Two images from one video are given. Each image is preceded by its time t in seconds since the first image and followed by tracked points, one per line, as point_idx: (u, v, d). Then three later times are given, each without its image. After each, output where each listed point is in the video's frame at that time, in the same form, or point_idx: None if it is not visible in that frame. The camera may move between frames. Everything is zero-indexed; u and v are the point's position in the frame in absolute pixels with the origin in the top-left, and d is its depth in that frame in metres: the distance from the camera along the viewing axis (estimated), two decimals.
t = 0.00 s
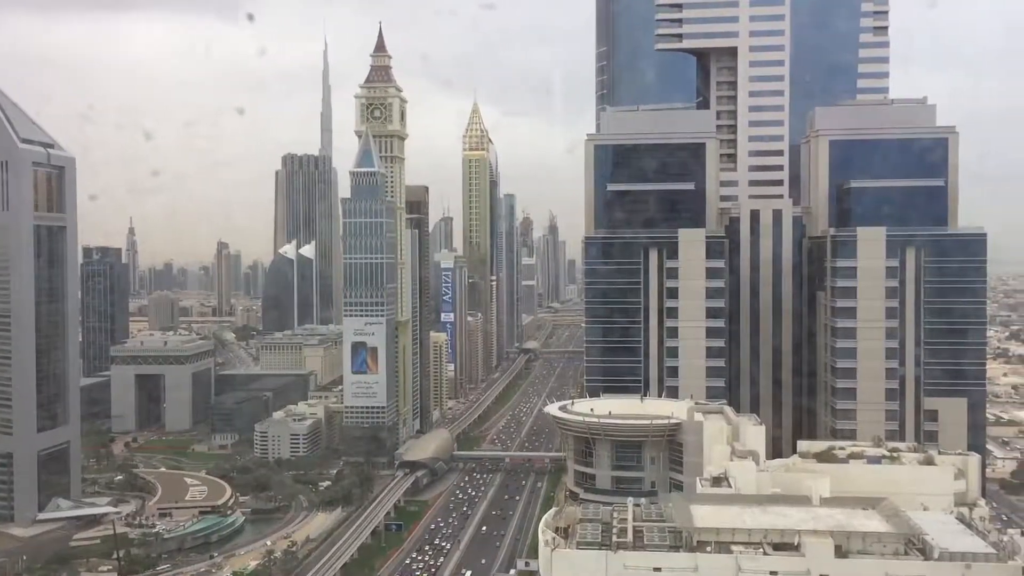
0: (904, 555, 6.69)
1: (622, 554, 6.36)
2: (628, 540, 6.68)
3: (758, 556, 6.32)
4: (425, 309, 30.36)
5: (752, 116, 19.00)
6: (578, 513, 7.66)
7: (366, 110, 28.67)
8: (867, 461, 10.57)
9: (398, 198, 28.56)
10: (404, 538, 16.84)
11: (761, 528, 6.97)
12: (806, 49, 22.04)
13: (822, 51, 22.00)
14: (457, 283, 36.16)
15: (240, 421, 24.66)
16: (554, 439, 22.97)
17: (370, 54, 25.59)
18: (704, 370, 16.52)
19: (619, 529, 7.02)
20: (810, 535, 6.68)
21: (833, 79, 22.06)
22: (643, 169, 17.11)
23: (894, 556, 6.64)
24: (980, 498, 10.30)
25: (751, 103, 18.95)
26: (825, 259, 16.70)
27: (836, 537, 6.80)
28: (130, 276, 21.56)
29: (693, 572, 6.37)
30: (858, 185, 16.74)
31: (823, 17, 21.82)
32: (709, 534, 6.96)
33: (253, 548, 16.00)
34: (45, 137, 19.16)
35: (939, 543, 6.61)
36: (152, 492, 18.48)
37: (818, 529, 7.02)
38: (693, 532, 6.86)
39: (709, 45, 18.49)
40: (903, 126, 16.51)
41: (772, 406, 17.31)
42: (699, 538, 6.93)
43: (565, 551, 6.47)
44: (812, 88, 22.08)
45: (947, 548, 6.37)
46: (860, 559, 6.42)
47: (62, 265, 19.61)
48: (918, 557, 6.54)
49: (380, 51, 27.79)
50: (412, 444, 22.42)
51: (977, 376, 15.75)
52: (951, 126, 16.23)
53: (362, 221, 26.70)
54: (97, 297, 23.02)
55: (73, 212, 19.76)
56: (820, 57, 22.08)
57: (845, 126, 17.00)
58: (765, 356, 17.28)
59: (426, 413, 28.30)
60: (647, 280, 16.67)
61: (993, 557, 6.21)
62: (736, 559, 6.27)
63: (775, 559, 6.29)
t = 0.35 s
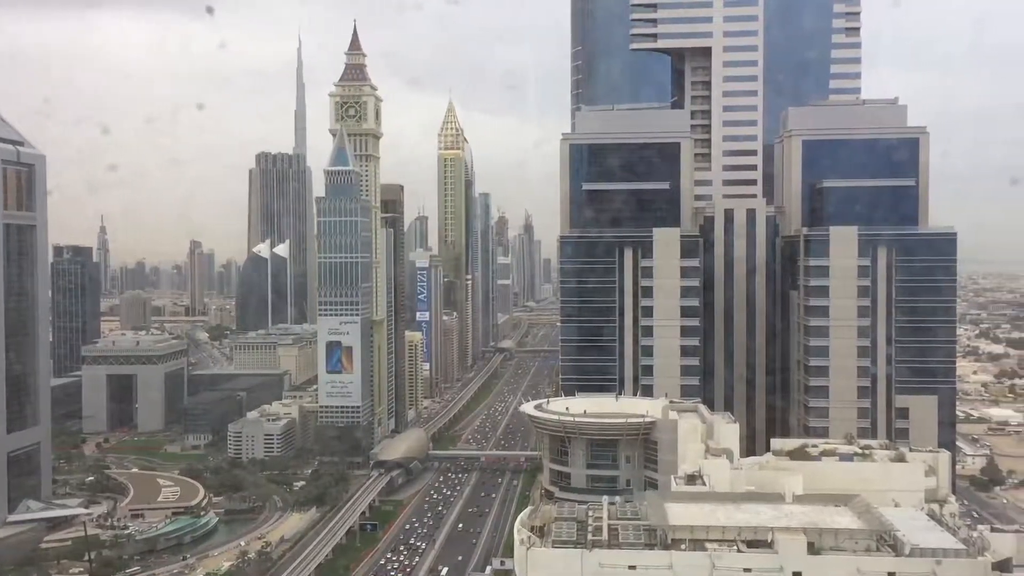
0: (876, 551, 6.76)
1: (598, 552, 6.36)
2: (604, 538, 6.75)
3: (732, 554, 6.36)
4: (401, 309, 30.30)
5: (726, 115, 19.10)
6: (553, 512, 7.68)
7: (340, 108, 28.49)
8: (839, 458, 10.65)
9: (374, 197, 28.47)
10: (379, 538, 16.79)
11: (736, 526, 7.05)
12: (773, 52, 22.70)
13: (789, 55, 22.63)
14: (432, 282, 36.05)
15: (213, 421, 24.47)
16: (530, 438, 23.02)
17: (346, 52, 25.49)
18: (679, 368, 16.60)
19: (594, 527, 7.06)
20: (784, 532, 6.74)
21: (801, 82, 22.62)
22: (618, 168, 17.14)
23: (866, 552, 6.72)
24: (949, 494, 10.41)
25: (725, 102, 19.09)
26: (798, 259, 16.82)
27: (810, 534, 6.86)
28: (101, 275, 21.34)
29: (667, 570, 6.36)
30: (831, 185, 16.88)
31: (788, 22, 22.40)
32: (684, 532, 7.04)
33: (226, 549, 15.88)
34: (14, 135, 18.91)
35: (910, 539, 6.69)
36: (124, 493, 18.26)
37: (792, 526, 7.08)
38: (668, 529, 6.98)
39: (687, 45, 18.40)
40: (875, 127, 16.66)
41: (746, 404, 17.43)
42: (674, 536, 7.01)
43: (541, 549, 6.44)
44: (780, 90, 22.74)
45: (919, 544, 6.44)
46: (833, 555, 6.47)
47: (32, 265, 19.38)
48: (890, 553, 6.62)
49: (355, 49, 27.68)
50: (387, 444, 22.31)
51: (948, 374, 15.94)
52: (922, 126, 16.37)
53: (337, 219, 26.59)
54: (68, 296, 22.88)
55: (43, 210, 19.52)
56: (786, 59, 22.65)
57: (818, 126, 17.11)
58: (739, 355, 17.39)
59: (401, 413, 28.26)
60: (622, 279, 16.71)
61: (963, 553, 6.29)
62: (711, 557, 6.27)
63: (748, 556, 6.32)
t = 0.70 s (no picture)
0: (850, 548, 6.91)
1: (574, 552, 6.38)
2: (580, 537, 6.79)
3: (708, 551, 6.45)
4: (377, 308, 30.21)
5: (702, 116, 19.18)
6: (530, 511, 7.73)
7: (316, 107, 28.43)
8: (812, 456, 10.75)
9: (350, 196, 28.38)
10: (356, 539, 16.74)
11: (711, 524, 7.14)
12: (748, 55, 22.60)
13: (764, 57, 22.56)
14: (409, 282, 35.96)
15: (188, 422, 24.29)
16: (506, 438, 23.04)
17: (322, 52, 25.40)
18: (655, 368, 16.67)
19: (572, 526, 7.07)
20: (758, 530, 6.85)
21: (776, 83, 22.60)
22: (595, 168, 17.17)
23: (839, 549, 6.88)
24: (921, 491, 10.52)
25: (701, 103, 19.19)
26: (773, 259, 16.94)
27: (784, 532, 7.02)
28: (74, 275, 21.17)
29: (644, 570, 6.37)
30: (806, 185, 16.92)
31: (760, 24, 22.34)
32: (659, 530, 7.12)
33: (201, 551, 15.77)
34: None
35: (883, 536, 6.82)
36: (97, 495, 18.06)
37: (767, 524, 7.21)
38: (644, 528, 7.06)
39: (660, 46, 18.61)
40: (849, 128, 16.77)
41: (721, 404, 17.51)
42: (649, 535, 7.09)
43: (519, 550, 6.45)
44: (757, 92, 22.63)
45: (892, 542, 6.59)
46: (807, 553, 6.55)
47: (4, 265, 19.19)
48: (863, 550, 6.76)
49: (331, 48, 27.60)
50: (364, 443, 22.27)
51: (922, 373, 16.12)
52: (894, 128, 16.50)
53: (313, 219, 26.50)
54: (39, 297, 22.78)
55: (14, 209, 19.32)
56: (761, 62, 22.58)
57: (792, 127, 17.18)
58: (714, 354, 17.48)
59: (377, 412, 28.18)
60: (598, 279, 16.77)
61: (935, 550, 6.40)
62: (687, 555, 6.30)
63: (724, 554, 6.38)
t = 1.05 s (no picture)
0: (819, 546, 6.97)
1: (545, 552, 6.38)
2: (552, 538, 6.78)
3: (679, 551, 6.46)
4: (348, 309, 30.10)
5: (674, 116, 19.25)
6: (502, 512, 7.70)
7: (287, 106, 28.22)
8: (781, 455, 10.82)
9: (321, 196, 28.23)
10: (327, 541, 16.64)
11: (683, 524, 7.18)
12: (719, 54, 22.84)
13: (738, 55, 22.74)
14: (381, 283, 35.82)
15: (158, 423, 24.04)
16: (479, 439, 23.05)
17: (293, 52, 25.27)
18: (627, 368, 16.72)
19: (543, 527, 7.05)
20: (728, 530, 6.90)
21: (749, 80, 22.98)
22: (567, 168, 17.19)
23: (808, 548, 6.93)
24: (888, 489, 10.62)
25: (673, 104, 19.26)
26: (743, 259, 17.04)
27: (755, 531, 7.08)
28: (40, 275, 20.93)
29: (615, 569, 6.38)
30: (775, 186, 17.07)
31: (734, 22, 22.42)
32: (630, 530, 7.15)
33: (170, 553, 15.62)
34: None
35: (851, 535, 6.89)
36: (64, 498, 17.82)
37: (737, 523, 7.26)
38: (615, 528, 7.08)
39: (632, 47, 18.68)
40: (818, 131, 16.92)
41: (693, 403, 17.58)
42: (620, 535, 7.12)
43: (489, 550, 6.44)
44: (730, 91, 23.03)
45: (860, 540, 6.63)
46: (776, 552, 6.59)
47: None
48: (831, 549, 6.82)
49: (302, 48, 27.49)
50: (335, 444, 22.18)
51: (889, 373, 16.29)
52: (862, 130, 16.69)
53: (283, 219, 26.28)
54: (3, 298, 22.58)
55: None
56: (733, 61, 22.76)
57: (762, 128, 17.28)
58: (687, 355, 17.55)
59: (349, 413, 28.07)
60: (570, 280, 16.79)
61: (902, 548, 6.46)
62: (657, 554, 6.32)
63: (694, 553, 6.40)
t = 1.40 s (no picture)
0: (790, 545, 7.06)
1: (518, 552, 6.39)
2: (525, 538, 6.78)
3: (652, 551, 6.50)
4: (320, 309, 29.96)
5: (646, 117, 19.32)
6: (474, 513, 7.69)
7: (259, 106, 28.05)
8: (751, 454, 10.89)
9: (293, 196, 28.06)
10: (299, 543, 16.56)
11: (655, 523, 7.24)
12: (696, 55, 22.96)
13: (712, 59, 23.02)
14: (354, 284, 35.73)
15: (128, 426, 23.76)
16: (451, 439, 23.05)
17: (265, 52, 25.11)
18: (600, 368, 16.79)
19: (516, 527, 7.06)
20: (700, 529, 6.97)
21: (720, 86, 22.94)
22: (541, 169, 17.22)
23: (779, 546, 7.02)
24: (857, 487, 10.73)
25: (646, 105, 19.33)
26: (715, 260, 17.13)
27: (727, 529, 7.14)
28: (8, 276, 20.61)
29: (588, 569, 6.41)
30: (746, 187, 17.19)
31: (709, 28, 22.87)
32: (604, 530, 7.20)
33: (139, 557, 15.47)
34: None
35: (821, 532, 6.97)
36: (31, 501, 17.54)
37: (709, 522, 7.33)
38: (588, 528, 7.11)
39: (605, 48, 18.73)
40: (788, 133, 17.06)
41: (665, 403, 17.65)
42: (594, 535, 7.16)
43: (461, 551, 6.44)
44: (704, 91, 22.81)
45: (830, 537, 6.71)
46: (747, 551, 6.65)
47: None
48: (802, 547, 6.90)
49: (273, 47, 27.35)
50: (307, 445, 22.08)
51: (858, 372, 16.47)
52: (832, 131, 16.87)
53: (254, 219, 26.08)
54: None
55: None
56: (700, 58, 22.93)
57: (734, 130, 17.38)
58: (659, 355, 17.62)
59: (322, 415, 27.95)
60: (543, 281, 16.80)
61: (872, 546, 6.55)
62: (631, 554, 6.36)
63: (668, 552, 6.45)
